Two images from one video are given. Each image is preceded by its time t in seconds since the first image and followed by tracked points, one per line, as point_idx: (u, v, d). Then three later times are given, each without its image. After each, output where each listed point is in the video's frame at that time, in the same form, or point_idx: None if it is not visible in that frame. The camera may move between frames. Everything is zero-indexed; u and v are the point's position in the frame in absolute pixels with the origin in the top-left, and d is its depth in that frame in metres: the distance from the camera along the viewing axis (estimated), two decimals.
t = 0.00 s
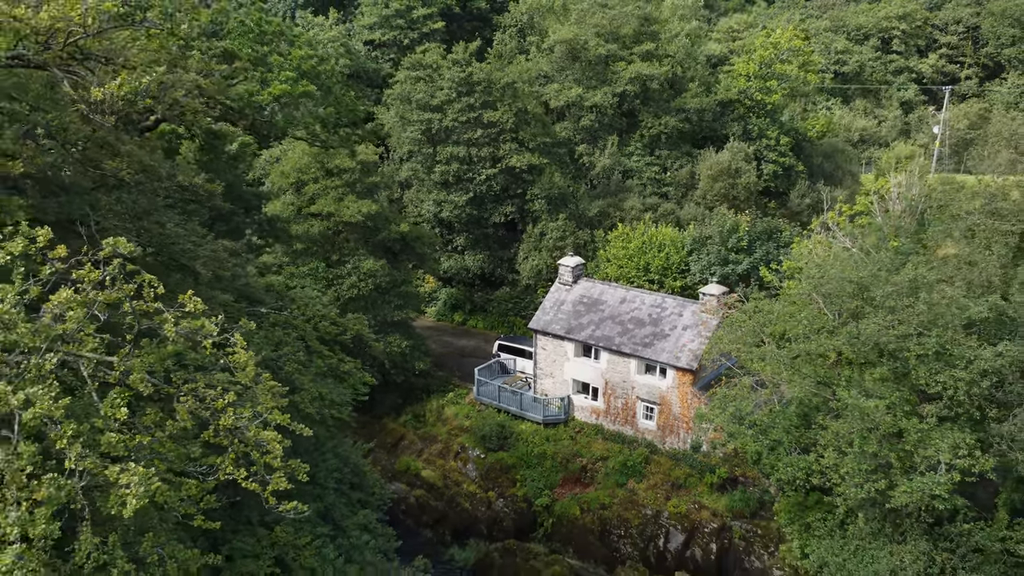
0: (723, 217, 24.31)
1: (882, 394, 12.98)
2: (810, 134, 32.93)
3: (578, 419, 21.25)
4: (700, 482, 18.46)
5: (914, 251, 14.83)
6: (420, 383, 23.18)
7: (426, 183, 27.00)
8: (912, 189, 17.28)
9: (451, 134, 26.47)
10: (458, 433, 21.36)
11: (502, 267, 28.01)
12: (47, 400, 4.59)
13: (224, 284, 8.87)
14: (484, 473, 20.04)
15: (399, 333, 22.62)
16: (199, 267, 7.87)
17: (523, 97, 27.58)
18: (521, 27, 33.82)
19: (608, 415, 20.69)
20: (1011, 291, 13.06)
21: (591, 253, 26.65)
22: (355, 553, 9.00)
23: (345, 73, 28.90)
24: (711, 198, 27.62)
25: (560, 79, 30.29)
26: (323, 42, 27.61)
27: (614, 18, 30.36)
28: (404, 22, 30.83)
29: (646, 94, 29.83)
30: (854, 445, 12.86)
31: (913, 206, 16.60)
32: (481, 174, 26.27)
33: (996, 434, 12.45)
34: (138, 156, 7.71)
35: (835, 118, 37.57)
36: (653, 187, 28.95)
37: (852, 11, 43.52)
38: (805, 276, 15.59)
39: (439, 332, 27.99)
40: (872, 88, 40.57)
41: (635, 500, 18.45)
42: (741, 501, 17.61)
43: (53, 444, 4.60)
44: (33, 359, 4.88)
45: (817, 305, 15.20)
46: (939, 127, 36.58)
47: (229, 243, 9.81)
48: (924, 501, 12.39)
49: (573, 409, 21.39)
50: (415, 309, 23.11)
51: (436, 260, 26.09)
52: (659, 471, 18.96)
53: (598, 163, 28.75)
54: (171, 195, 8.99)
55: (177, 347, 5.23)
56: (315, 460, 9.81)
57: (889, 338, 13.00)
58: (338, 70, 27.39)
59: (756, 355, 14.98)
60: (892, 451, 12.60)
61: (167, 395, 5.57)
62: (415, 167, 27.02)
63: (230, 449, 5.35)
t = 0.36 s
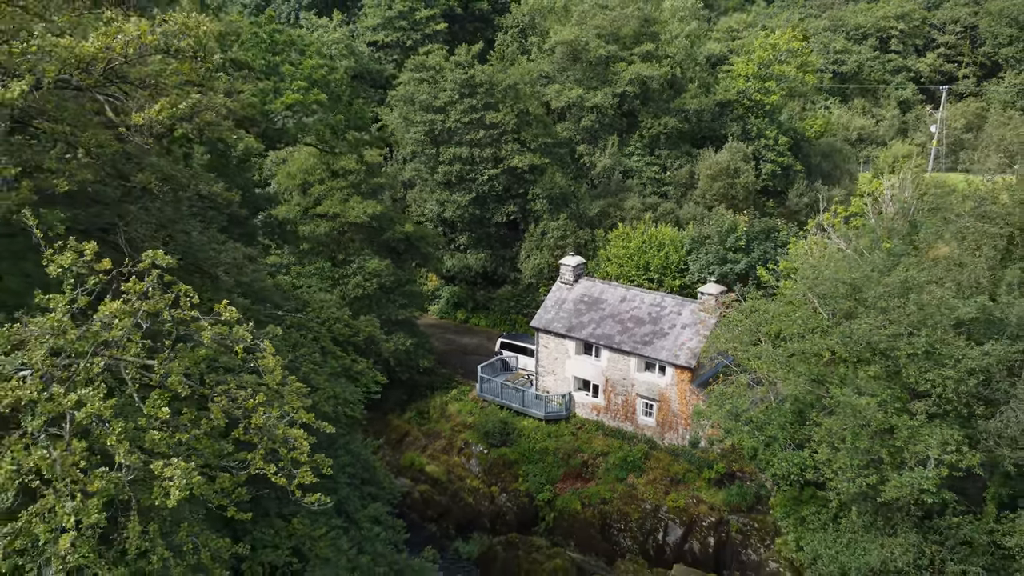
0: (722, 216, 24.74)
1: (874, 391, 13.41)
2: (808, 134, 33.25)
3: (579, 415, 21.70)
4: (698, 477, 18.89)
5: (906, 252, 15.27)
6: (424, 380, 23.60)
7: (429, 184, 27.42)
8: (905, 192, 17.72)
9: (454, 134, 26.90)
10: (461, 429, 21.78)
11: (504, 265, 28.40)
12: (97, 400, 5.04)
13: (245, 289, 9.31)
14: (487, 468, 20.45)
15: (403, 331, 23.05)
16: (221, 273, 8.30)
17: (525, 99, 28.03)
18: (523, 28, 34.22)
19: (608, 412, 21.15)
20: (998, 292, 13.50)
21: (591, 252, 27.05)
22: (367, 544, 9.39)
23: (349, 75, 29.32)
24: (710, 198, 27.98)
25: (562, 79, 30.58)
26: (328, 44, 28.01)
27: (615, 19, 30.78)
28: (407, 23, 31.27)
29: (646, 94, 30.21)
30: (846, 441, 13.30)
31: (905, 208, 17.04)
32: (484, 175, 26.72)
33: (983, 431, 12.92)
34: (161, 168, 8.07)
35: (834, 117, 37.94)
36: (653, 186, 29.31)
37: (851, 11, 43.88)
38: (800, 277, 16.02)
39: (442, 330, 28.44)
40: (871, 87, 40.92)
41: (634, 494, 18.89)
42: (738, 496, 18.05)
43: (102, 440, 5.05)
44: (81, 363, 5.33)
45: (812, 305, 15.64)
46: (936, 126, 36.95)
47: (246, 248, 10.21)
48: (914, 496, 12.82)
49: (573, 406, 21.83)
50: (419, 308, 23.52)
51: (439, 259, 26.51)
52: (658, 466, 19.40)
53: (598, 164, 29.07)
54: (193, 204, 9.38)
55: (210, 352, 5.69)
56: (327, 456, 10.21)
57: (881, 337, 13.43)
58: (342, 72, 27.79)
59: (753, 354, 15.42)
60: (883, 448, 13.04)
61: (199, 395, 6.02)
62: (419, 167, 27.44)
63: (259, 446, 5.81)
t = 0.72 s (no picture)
0: (720, 217, 25.16)
1: (866, 389, 13.88)
2: (806, 134, 33.64)
3: (579, 412, 22.16)
4: (696, 472, 19.35)
5: (898, 254, 15.72)
6: (428, 377, 24.07)
7: (432, 184, 27.87)
8: (897, 195, 18.19)
9: (456, 135, 27.35)
10: (465, 425, 22.25)
11: (506, 264, 28.86)
12: (139, 400, 5.50)
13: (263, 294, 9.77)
14: (490, 463, 20.92)
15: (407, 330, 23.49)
16: (242, 278, 8.74)
17: (527, 100, 28.43)
18: (524, 29, 34.63)
19: (608, 408, 21.60)
20: (986, 293, 13.95)
21: (592, 251, 27.49)
22: (378, 535, 9.83)
23: (353, 76, 29.74)
24: (709, 197, 28.29)
25: (563, 80, 30.92)
26: (332, 46, 28.41)
27: (615, 21, 31.18)
28: (411, 24, 31.67)
29: (645, 95, 30.61)
30: (838, 437, 13.75)
31: (898, 210, 17.49)
32: (486, 175, 27.15)
33: (970, 427, 13.39)
34: (187, 179, 8.52)
35: (832, 116, 38.35)
36: (653, 186, 29.70)
37: (850, 11, 44.26)
38: (795, 278, 16.48)
39: (445, 327, 28.92)
40: (869, 87, 41.34)
41: (634, 489, 19.35)
42: (735, 491, 18.52)
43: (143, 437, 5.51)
44: (122, 366, 5.79)
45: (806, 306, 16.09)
46: (932, 126, 37.38)
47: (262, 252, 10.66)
48: (903, 490, 13.27)
49: (574, 402, 22.29)
50: (423, 306, 23.97)
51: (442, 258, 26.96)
52: (657, 462, 19.86)
53: (598, 164, 29.45)
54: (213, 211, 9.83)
55: (240, 355, 6.15)
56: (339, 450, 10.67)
57: (872, 336, 13.89)
58: (346, 74, 28.21)
59: (748, 353, 15.89)
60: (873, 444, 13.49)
61: (229, 396, 6.48)
62: (422, 167, 27.88)
63: (284, 443, 6.27)
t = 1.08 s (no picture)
0: (718, 216, 25.61)
1: (858, 386, 14.34)
2: (804, 133, 34.06)
3: (580, 408, 22.64)
4: (693, 467, 19.83)
5: (890, 255, 16.19)
6: (431, 374, 24.53)
7: (435, 183, 28.30)
8: (890, 198, 18.67)
9: (458, 136, 27.83)
10: (467, 422, 22.70)
11: (508, 262, 29.33)
12: (175, 400, 5.96)
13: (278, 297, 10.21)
14: (492, 459, 21.37)
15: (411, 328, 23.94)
16: (260, 282, 9.17)
17: (528, 102, 28.84)
18: (526, 30, 35.04)
19: (608, 405, 22.08)
20: (973, 295, 14.42)
21: (592, 250, 27.93)
22: (388, 526, 10.28)
23: (357, 77, 30.13)
24: (707, 197, 28.62)
25: (563, 81, 31.33)
26: (336, 47, 28.78)
27: (616, 22, 31.57)
28: (413, 25, 32.07)
29: (645, 96, 31.02)
30: (831, 433, 14.21)
31: (890, 213, 17.96)
32: (488, 175, 27.56)
33: (957, 424, 13.87)
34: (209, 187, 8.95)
35: (830, 116, 38.76)
36: (653, 186, 30.11)
37: (848, 11, 44.64)
38: (790, 279, 16.95)
39: (447, 325, 29.40)
40: (867, 86, 41.73)
41: (633, 483, 19.81)
42: (731, 485, 19.00)
43: (179, 433, 5.97)
44: (157, 367, 6.24)
45: (801, 306, 16.55)
46: (929, 126, 37.81)
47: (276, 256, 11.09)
48: (893, 484, 13.72)
49: (575, 399, 22.78)
50: (426, 305, 24.41)
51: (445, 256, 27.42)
52: (655, 457, 20.33)
53: (599, 164, 29.83)
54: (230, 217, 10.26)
55: (266, 358, 6.60)
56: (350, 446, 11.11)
57: (863, 335, 14.35)
58: (350, 75, 28.61)
59: (744, 351, 16.35)
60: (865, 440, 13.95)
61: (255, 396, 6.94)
62: (425, 168, 28.32)
63: (306, 441, 6.72)
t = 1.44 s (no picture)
0: (716, 216, 26.07)
1: (849, 382, 14.88)
2: (802, 133, 34.57)
3: (580, 404, 23.23)
4: (691, 462, 20.42)
5: (880, 257, 16.75)
6: (435, 370, 25.08)
7: (438, 183, 28.84)
8: (882, 201, 19.22)
9: (461, 137, 28.30)
10: (471, 417, 23.25)
11: (510, 261, 29.91)
12: (212, 399, 6.50)
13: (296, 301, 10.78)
14: (495, 453, 21.92)
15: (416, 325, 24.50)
16: (280, 287, 9.72)
17: (530, 103, 29.35)
18: (528, 30, 35.54)
19: (608, 401, 22.67)
20: (959, 296, 15.00)
21: (593, 249, 28.47)
22: (400, 517, 10.84)
23: (361, 78, 30.57)
24: (706, 197, 29.10)
25: (563, 82, 31.87)
26: (341, 48, 29.27)
27: (616, 23, 32.04)
28: (417, 27, 32.56)
29: (645, 97, 31.51)
30: (823, 429, 14.77)
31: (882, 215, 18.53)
32: (490, 175, 28.11)
33: (944, 421, 14.42)
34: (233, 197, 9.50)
35: (827, 115, 39.23)
36: (652, 185, 30.59)
37: (846, 10, 45.06)
38: (784, 279, 17.50)
39: (450, 322, 29.99)
40: (865, 86, 42.15)
41: (632, 477, 20.38)
42: (727, 479, 19.61)
43: (215, 430, 6.52)
44: (194, 369, 6.79)
45: (795, 305, 17.09)
46: (925, 125, 38.31)
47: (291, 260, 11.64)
48: (882, 478, 14.28)
49: (576, 395, 23.36)
50: (430, 303, 24.95)
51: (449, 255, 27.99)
52: (654, 452, 20.91)
53: (599, 163, 30.29)
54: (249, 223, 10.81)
55: (294, 361, 7.15)
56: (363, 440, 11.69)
57: (854, 334, 14.90)
58: (355, 76, 29.09)
59: (740, 349, 16.90)
60: (855, 435, 14.50)
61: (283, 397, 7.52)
62: (428, 167, 28.83)
63: (329, 437, 7.27)
